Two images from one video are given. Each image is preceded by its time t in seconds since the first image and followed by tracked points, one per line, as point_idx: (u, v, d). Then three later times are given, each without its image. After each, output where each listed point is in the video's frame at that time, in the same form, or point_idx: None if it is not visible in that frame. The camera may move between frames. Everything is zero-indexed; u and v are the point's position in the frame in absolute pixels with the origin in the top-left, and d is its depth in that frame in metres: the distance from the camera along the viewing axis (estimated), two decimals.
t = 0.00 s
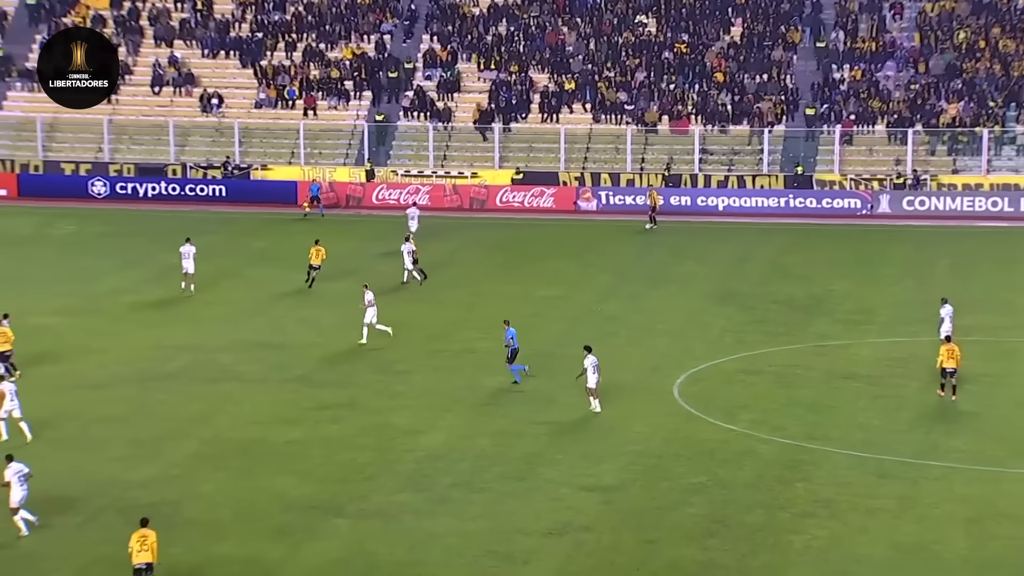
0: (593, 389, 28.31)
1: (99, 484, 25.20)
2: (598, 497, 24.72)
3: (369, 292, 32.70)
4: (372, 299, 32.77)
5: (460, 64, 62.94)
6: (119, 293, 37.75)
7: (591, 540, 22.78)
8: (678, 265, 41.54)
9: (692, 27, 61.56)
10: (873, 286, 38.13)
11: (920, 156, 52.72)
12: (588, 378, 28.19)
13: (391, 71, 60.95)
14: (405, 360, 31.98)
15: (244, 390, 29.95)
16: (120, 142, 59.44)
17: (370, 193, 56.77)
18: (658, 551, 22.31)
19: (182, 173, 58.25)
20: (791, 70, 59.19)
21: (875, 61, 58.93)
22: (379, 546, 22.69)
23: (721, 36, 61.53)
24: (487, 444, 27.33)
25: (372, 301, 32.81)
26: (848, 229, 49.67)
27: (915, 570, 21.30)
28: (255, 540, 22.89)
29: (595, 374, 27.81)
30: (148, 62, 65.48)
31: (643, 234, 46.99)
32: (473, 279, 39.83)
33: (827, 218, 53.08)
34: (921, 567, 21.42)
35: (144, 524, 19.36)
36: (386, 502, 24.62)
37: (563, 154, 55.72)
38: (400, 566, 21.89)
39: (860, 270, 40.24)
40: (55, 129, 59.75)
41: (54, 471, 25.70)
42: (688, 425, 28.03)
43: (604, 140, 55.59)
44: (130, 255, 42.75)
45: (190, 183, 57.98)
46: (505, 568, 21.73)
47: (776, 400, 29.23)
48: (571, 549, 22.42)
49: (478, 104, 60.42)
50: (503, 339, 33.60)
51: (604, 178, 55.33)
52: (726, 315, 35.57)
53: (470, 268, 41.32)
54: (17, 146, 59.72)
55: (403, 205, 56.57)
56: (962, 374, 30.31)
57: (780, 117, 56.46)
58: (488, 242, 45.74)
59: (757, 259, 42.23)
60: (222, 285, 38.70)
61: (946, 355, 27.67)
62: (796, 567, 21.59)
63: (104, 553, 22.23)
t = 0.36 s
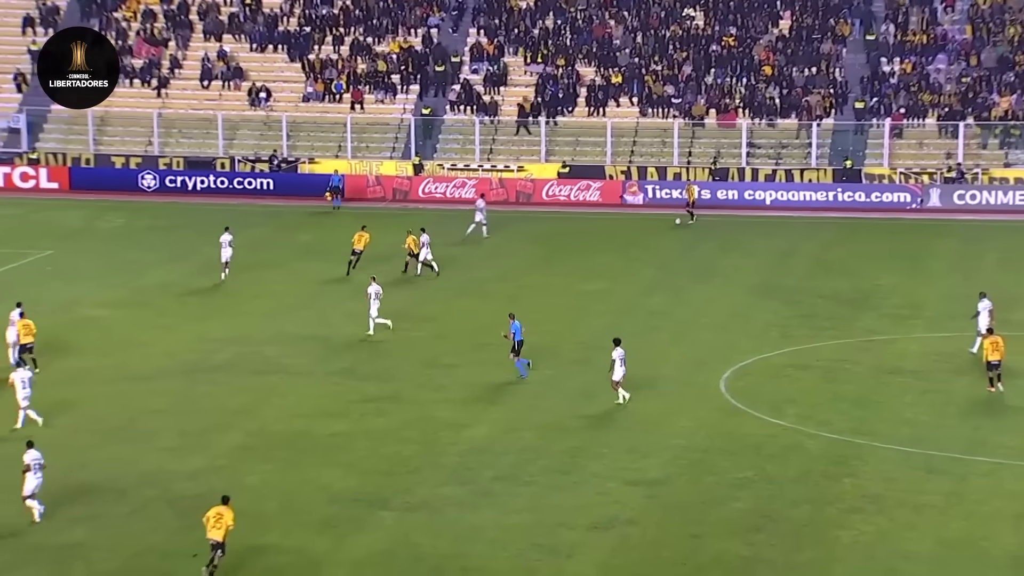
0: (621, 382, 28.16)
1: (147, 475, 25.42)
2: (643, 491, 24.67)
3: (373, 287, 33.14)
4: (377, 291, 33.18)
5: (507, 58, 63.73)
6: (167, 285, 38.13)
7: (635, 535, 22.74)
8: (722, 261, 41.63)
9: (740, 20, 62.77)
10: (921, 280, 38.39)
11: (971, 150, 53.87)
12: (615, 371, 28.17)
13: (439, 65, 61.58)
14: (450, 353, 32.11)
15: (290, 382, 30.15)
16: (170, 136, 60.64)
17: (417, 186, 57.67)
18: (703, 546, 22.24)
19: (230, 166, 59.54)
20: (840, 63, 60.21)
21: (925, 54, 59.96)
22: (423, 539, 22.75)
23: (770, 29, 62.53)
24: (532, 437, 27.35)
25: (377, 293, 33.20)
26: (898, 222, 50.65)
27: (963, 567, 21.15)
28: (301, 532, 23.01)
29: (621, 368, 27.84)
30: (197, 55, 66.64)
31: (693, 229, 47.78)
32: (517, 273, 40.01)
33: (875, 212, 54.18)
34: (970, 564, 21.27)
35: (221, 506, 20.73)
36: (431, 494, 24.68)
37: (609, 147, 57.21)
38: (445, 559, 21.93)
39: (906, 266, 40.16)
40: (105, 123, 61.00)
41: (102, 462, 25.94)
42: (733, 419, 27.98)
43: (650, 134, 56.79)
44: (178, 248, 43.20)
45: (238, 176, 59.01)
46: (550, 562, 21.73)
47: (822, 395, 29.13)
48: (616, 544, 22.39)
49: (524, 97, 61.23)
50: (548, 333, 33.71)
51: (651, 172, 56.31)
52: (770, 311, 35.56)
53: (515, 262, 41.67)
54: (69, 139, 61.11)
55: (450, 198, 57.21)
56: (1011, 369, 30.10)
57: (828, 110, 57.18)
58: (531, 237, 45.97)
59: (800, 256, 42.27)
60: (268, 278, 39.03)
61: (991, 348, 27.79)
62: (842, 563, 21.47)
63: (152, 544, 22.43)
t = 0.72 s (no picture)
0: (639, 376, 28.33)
1: (188, 466, 25.74)
2: (678, 485, 24.79)
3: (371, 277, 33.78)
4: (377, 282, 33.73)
5: (541, 54, 64.65)
6: (205, 279, 38.57)
7: (671, 528, 22.86)
8: (755, 258, 41.84)
9: (774, 17, 63.29)
10: (957, 276, 38.52)
11: (1006, 146, 53.87)
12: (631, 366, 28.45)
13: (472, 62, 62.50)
14: (486, 348, 32.40)
15: (329, 376, 30.47)
16: (208, 132, 61.43)
17: (451, 181, 58.60)
18: (739, 540, 22.34)
19: (267, 162, 60.18)
20: (874, 59, 60.85)
21: (960, 50, 60.17)
22: (461, 531, 22.95)
23: (804, 25, 63.27)
24: (568, 430, 27.55)
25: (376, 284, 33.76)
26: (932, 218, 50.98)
27: (1000, 561, 21.21)
28: (340, 523, 23.25)
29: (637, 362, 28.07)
30: (235, 52, 67.85)
31: (727, 225, 48.09)
32: (552, 269, 40.31)
33: (909, 208, 54.52)
34: (1006, 559, 21.32)
35: (286, 480, 20.98)
36: (468, 487, 24.89)
37: (642, 143, 57.65)
38: (482, 551, 22.12)
39: (940, 263, 40.27)
40: (145, 119, 62.41)
41: (143, 453, 26.28)
42: (769, 414, 28.11)
43: (684, 129, 57.26)
44: (218, 242, 43.71)
45: (274, 172, 60.03)
46: (586, 554, 21.89)
47: (856, 391, 29.26)
48: (652, 536, 22.53)
49: (559, 93, 62.54)
50: (583, 328, 33.97)
51: (684, 168, 56.79)
52: (803, 308, 35.70)
53: (551, 257, 42.07)
54: (109, 135, 62.23)
55: (484, 193, 58.46)
56: None
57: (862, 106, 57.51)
58: (565, 233, 46.30)
59: (834, 253, 42.44)
60: (306, 273, 39.44)
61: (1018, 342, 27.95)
62: (879, 557, 21.54)
63: (194, 534, 22.72)
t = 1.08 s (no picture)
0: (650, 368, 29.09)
1: (227, 459, 26.38)
2: (707, 479, 25.23)
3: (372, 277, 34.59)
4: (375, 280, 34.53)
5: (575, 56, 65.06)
6: (243, 276, 39.31)
7: (700, 521, 23.30)
8: (785, 256, 42.24)
9: (805, 19, 63.62)
10: (984, 275, 38.79)
11: None
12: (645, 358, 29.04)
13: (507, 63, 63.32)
14: (518, 344, 32.97)
15: (365, 371, 31.11)
16: (249, 132, 62.86)
17: (487, 181, 59.12)
18: (767, 533, 22.75)
19: (307, 161, 61.08)
20: (903, 60, 60.83)
21: (989, 51, 60.29)
22: (493, 523, 23.46)
23: (835, 27, 63.50)
24: (598, 425, 28.05)
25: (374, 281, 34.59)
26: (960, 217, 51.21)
27: None
28: (375, 515, 23.79)
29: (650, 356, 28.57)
30: (277, 54, 68.97)
31: (756, 224, 48.42)
32: (584, 267, 40.86)
33: (938, 207, 54.44)
34: None
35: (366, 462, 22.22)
36: (501, 480, 25.40)
37: (674, 143, 58.22)
38: (514, 542, 22.62)
39: (968, 262, 40.56)
40: (189, 120, 63.95)
41: (183, 446, 26.95)
42: (797, 410, 28.51)
43: (715, 130, 57.87)
44: (257, 240, 44.54)
45: (314, 171, 60.54)
46: (616, 545, 22.35)
47: (884, 388, 29.65)
48: (681, 529, 22.98)
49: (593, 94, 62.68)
50: (614, 325, 34.47)
51: (715, 168, 57.05)
52: (831, 305, 36.09)
53: (581, 255, 42.64)
54: (153, 136, 63.83)
55: (519, 192, 58.72)
56: None
57: (891, 107, 58.27)
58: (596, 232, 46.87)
59: (862, 251, 42.83)
60: (343, 271, 40.17)
61: None
62: (905, 550, 21.91)
63: (233, 525, 23.34)
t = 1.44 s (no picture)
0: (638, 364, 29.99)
1: (242, 454, 27.00)
2: (711, 474, 25.79)
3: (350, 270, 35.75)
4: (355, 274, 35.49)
5: (583, 59, 65.81)
6: (258, 275, 39.98)
7: (704, 516, 23.85)
8: (789, 256, 42.78)
9: (809, 23, 64.15)
10: (986, 274, 39.27)
11: None
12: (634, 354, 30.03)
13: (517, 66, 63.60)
14: (526, 342, 33.56)
15: (376, 369, 31.74)
16: (264, 134, 63.70)
17: (496, 181, 59.87)
18: (769, 527, 23.29)
19: (320, 162, 61.88)
20: (906, 64, 61.36)
21: (990, 55, 60.75)
22: (502, 517, 24.02)
23: (838, 30, 63.98)
24: (605, 422, 28.62)
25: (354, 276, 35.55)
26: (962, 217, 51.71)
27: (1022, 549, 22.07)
28: (386, 509, 24.38)
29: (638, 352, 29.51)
30: (291, 58, 69.81)
31: (760, 224, 48.99)
32: (591, 266, 41.47)
33: (940, 208, 55.03)
34: None
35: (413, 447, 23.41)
36: (509, 475, 25.98)
37: (680, 145, 58.71)
38: (522, 536, 23.18)
39: (969, 262, 41.06)
40: (205, 122, 64.54)
41: (199, 442, 27.57)
42: (800, 406, 29.07)
43: (720, 132, 58.31)
44: (272, 239, 45.23)
45: (326, 172, 61.46)
46: (621, 539, 22.91)
47: (885, 385, 30.21)
48: (685, 523, 23.53)
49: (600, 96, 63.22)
50: (620, 323, 35.05)
51: (720, 169, 57.78)
52: (835, 304, 36.64)
53: (588, 254, 43.24)
54: (170, 138, 64.62)
55: (527, 193, 59.56)
56: None
57: (895, 109, 58.36)
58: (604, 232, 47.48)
59: (866, 250, 43.39)
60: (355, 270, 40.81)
61: None
62: (905, 544, 22.42)
63: (249, 518, 23.95)
